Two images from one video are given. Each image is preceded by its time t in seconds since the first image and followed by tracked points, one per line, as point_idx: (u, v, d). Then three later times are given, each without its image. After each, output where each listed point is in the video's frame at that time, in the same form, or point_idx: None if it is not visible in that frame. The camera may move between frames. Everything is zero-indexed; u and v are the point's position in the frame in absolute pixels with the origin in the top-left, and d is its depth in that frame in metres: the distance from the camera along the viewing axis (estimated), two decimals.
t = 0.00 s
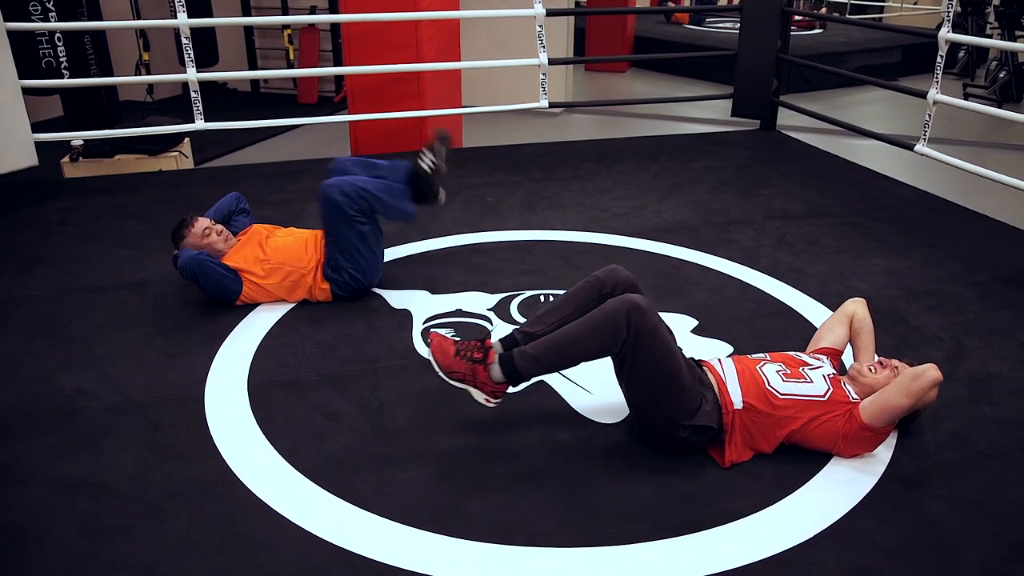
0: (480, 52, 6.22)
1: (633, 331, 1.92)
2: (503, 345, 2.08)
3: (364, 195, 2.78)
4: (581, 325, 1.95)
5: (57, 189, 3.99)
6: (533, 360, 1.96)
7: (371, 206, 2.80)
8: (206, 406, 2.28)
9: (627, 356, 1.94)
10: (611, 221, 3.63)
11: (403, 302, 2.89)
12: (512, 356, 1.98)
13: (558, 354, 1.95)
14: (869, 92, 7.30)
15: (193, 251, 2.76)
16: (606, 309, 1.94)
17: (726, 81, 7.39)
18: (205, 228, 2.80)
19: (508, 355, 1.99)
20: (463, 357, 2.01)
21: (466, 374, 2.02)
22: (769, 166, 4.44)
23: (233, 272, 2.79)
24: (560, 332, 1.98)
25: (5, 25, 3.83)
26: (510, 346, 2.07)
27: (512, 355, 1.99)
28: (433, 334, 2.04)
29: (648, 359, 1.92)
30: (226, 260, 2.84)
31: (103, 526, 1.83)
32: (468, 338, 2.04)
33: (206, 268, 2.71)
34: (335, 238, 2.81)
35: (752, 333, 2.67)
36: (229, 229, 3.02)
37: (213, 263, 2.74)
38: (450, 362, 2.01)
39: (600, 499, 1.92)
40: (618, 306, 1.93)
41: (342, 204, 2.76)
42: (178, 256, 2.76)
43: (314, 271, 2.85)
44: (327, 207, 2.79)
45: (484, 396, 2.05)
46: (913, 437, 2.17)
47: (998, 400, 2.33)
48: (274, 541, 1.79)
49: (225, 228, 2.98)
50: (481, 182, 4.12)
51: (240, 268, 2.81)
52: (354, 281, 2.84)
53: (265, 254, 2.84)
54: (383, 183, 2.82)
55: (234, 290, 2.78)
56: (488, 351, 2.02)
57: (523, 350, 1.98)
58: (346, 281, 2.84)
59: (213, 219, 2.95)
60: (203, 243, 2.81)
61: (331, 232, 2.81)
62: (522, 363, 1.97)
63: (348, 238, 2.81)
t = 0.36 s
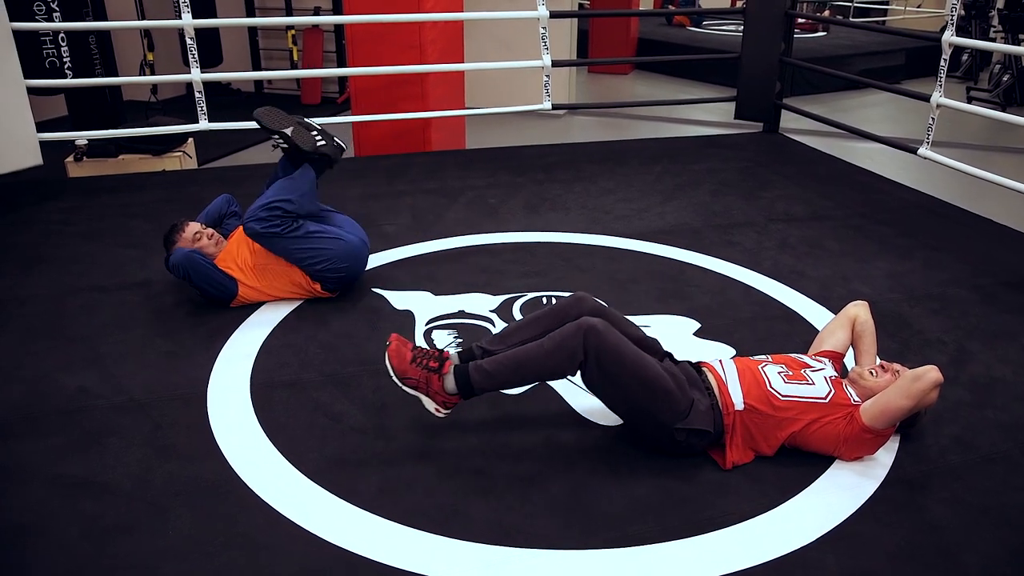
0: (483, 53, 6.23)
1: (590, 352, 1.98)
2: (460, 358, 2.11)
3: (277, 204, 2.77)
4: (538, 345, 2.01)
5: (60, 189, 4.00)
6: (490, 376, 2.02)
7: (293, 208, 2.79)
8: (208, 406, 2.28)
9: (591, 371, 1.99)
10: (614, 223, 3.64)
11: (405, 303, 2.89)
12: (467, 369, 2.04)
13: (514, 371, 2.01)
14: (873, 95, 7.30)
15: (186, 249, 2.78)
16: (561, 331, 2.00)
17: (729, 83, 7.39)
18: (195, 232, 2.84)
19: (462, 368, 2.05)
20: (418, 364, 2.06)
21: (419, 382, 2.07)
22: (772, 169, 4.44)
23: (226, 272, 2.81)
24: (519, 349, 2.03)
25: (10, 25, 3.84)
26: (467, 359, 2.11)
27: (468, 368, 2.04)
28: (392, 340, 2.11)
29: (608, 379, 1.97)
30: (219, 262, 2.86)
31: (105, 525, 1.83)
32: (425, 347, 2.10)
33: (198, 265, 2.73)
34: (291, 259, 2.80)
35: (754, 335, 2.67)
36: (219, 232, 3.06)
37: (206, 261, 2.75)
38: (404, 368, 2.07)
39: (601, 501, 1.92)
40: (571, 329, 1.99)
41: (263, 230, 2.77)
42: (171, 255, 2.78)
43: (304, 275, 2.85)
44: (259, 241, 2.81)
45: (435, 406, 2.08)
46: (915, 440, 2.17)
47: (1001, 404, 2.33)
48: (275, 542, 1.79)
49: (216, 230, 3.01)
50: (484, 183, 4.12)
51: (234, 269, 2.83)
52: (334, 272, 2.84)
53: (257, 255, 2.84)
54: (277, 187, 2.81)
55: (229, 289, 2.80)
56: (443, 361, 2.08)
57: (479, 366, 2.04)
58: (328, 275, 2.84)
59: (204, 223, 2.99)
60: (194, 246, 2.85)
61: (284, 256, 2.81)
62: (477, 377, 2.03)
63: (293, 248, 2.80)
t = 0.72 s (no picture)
0: (483, 57, 6.24)
1: (606, 344, 1.96)
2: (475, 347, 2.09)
3: (355, 204, 2.79)
4: (554, 336, 1.99)
5: (60, 194, 4.01)
6: (502, 366, 1.99)
7: (363, 217, 2.81)
8: (208, 411, 2.29)
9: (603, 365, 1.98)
10: (613, 226, 3.64)
11: (406, 307, 2.90)
12: (482, 358, 2.01)
13: (529, 361, 1.99)
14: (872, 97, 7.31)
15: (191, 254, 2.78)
16: (579, 322, 1.98)
17: (728, 86, 7.39)
18: (202, 234, 2.84)
19: (477, 357, 2.02)
20: (433, 354, 2.03)
21: (433, 371, 2.04)
22: (772, 171, 4.45)
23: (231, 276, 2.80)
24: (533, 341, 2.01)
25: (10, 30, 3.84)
26: (481, 349, 2.08)
27: (482, 358, 2.01)
28: (407, 328, 2.08)
29: (626, 372, 1.95)
30: (223, 265, 2.85)
31: (106, 530, 1.84)
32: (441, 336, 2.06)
33: (204, 271, 2.73)
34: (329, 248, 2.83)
35: (754, 337, 2.67)
36: (226, 234, 3.04)
37: (211, 267, 2.75)
38: (419, 357, 2.04)
39: (602, 504, 1.92)
40: (588, 320, 1.97)
41: (335, 213, 2.79)
42: (178, 259, 2.77)
43: (307, 282, 2.85)
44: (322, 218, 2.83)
45: (448, 395, 2.06)
46: (916, 442, 2.17)
47: (1001, 405, 2.33)
48: (276, 546, 1.79)
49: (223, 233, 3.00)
50: (484, 187, 4.13)
51: (240, 274, 2.83)
52: (350, 284, 2.85)
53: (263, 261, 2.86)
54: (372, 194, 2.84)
55: (232, 294, 2.79)
56: (457, 350, 2.04)
57: (493, 355, 2.01)
58: (337, 285, 2.84)
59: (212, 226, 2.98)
60: (201, 248, 2.84)
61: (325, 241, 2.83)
62: (491, 367, 1.99)
63: (341, 248, 2.83)
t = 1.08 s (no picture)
0: (483, 60, 6.24)
1: (710, 325, 1.88)
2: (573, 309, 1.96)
3: (433, 227, 2.88)
4: (661, 305, 1.89)
5: (61, 194, 4.00)
6: (602, 334, 1.86)
7: (432, 241, 2.90)
8: (208, 412, 2.29)
9: (685, 349, 1.91)
10: (613, 228, 3.64)
11: (406, 310, 2.89)
12: (583, 321, 1.88)
13: (631, 329, 1.87)
14: (871, 101, 7.32)
15: (195, 270, 2.76)
16: (693, 298, 1.88)
17: (728, 89, 7.40)
18: (214, 235, 2.79)
19: (576, 320, 1.88)
20: (532, 311, 1.89)
21: (530, 329, 1.90)
22: (772, 174, 4.45)
23: (239, 280, 2.79)
24: (636, 310, 1.89)
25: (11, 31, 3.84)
26: (577, 312, 1.95)
27: (584, 320, 1.88)
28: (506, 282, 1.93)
29: (703, 357, 1.90)
30: (234, 267, 2.84)
31: (105, 531, 1.83)
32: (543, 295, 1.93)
33: (207, 288, 2.72)
34: (382, 251, 2.83)
35: (753, 341, 2.68)
36: (238, 234, 3.03)
37: (213, 282, 2.74)
38: (519, 313, 1.90)
39: (603, 507, 1.92)
40: (704, 300, 1.88)
41: (414, 224, 2.84)
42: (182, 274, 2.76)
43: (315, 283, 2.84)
44: (396, 221, 2.84)
45: (542, 356, 1.92)
46: (915, 446, 2.17)
47: (1000, 409, 2.33)
48: (275, 548, 1.79)
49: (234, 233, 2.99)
50: (484, 189, 4.13)
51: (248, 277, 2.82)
52: (371, 296, 2.89)
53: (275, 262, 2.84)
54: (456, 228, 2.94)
55: (241, 299, 2.79)
56: (557, 311, 1.90)
57: (595, 319, 1.88)
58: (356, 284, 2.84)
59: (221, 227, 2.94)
60: (212, 249, 2.80)
61: (383, 245, 2.83)
62: (591, 332, 1.86)
63: (399, 259, 2.86)
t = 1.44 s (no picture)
0: (483, 62, 6.25)
1: (770, 336, 1.92)
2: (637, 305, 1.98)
3: (340, 207, 2.76)
4: (728, 311, 1.91)
5: (61, 196, 4.01)
6: (667, 332, 1.89)
7: (352, 213, 2.78)
8: (208, 414, 2.29)
9: (734, 354, 1.93)
10: (613, 231, 3.64)
11: (407, 312, 2.89)
12: (648, 318, 1.90)
13: (697, 330, 1.89)
14: (871, 104, 7.33)
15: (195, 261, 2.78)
16: (761, 307, 1.92)
17: (729, 91, 7.40)
18: (207, 240, 2.84)
19: (642, 316, 1.90)
20: (602, 300, 1.95)
21: (596, 317, 1.95)
22: (772, 177, 4.45)
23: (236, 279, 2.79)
24: (705, 313, 1.91)
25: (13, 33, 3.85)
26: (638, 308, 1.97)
27: (648, 316, 1.90)
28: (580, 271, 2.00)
29: (752, 364, 1.93)
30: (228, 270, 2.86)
31: (105, 533, 1.83)
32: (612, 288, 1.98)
33: (208, 277, 2.73)
34: (327, 257, 2.81)
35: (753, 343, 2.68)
36: (231, 238, 3.05)
37: (214, 272, 2.74)
38: (589, 298, 1.95)
39: (603, 510, 1.92)
40: (771, 310, 1.92)
41: (321, 221, 2.76)
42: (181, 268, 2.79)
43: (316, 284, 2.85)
44: (308, 226, 2.79)
45: (599, 346, 1.95)
46: (915, 449, 2.17)
47: (1000, 412, 2.33)
48: (274, 550, 1.79)
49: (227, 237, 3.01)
50: (484, 192, 4.13)
51: (244, 276, 2.81)
52: (355, 288, 2.85)
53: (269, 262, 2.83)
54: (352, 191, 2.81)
55: (237, 299, 2.79)
56: (622, 304, 1.95)
57: (662, 317, 1.90)
58: (346, 289, 2.85)
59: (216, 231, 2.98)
60: (205, 254, 2.85)
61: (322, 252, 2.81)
62: (656, 328, 1.89)
63: (334, 249, 2.81)
